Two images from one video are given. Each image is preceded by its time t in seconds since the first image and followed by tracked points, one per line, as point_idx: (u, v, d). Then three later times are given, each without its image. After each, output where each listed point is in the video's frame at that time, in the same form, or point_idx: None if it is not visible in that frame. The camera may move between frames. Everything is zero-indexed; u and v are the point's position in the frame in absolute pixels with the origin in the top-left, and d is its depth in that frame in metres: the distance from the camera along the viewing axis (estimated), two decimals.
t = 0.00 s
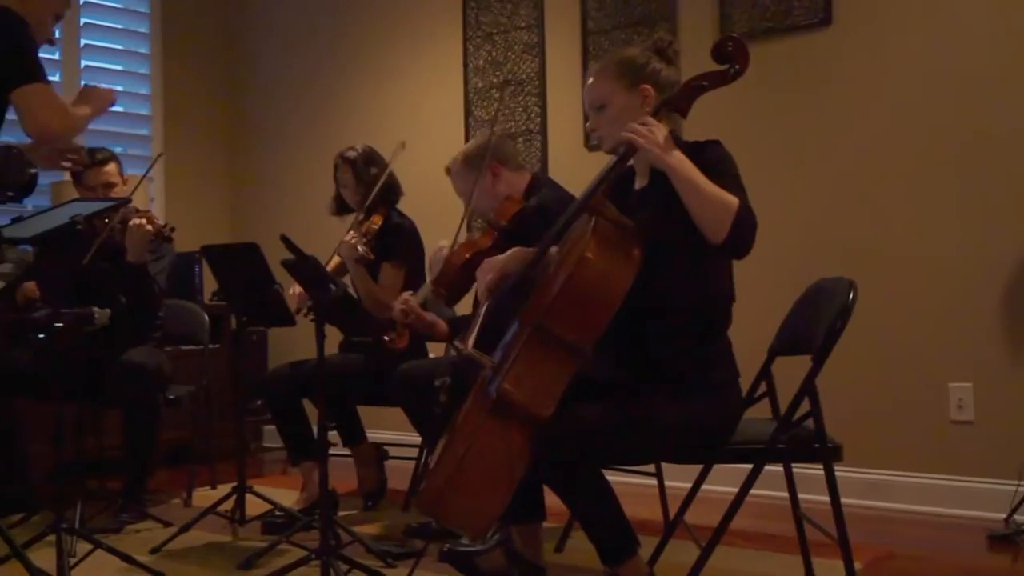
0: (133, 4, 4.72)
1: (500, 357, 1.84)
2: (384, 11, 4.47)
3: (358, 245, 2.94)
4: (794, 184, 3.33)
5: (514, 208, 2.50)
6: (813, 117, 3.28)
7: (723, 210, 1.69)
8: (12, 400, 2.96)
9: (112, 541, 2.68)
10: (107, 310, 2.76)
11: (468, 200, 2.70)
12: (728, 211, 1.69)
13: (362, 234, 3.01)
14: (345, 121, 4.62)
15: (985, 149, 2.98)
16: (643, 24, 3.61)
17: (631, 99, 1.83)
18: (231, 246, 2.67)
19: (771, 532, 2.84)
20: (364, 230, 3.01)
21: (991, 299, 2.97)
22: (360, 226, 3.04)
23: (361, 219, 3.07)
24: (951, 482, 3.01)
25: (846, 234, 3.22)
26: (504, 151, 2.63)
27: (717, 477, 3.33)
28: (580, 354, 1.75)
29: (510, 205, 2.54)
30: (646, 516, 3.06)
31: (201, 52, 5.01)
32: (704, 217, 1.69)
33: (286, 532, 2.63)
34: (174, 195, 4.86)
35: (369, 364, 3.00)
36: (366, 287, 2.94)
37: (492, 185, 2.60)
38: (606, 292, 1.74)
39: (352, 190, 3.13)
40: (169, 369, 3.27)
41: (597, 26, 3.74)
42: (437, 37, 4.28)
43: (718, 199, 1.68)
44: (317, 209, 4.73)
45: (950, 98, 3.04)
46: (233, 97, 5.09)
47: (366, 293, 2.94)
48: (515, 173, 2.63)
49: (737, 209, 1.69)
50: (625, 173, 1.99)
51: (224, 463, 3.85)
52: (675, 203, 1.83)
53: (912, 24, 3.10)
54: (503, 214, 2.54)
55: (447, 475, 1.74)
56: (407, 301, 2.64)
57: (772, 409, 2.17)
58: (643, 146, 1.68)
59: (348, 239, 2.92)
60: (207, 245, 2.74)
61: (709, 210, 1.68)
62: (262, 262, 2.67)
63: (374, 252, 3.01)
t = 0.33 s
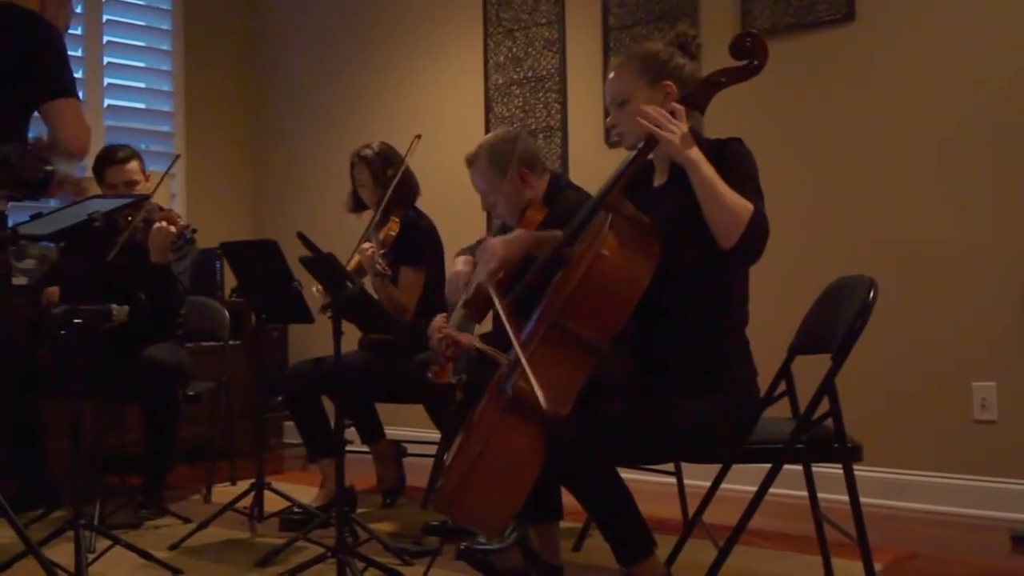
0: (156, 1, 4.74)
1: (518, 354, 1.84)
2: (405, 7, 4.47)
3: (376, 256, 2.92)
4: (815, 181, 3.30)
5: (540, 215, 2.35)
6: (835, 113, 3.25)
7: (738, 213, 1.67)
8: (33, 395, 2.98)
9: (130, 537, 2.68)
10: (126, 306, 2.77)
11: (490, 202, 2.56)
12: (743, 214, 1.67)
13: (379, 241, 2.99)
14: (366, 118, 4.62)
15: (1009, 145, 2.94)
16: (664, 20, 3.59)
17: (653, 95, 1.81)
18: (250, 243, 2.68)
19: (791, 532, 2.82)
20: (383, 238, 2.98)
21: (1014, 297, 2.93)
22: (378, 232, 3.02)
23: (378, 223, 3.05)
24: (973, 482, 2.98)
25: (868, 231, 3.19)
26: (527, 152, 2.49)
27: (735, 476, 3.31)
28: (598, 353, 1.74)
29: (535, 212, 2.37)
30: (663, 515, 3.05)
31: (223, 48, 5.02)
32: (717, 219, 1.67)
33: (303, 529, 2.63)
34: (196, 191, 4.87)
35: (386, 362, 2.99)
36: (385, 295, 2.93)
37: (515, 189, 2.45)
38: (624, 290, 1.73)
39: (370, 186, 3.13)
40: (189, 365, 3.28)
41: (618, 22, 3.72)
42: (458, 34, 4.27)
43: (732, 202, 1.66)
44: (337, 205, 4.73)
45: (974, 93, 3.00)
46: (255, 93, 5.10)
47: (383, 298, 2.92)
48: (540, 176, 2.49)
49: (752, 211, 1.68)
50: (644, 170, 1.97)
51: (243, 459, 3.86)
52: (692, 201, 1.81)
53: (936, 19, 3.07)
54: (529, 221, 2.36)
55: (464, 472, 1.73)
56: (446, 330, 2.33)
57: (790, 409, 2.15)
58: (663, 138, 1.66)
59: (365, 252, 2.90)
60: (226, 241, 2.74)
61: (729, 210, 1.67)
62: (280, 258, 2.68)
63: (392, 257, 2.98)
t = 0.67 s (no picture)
0: None
1: (533, 354, 1.82)
2: (425, 5, 4.47)
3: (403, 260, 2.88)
4: (836, 179, 3.27)
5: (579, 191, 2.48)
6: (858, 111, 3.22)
7: (757, 216, 1.65)
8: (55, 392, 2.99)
9: (148, 535, 2.69)
10: (145, 305, 2.77)
11: (535, 178, 2.65)
12: (762, 216, 1.66)
13: (405, 244, 2.93)
14: (386, 116, 4.63)
15: None
16: (685, 18, 3.57)
17: (671, 94, 1.79)
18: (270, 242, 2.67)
19: (811, 533, 2.80)
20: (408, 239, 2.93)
21: None
22: (402, 234, 2.98)
23: (400, 225, 3.04)
24: (996, 484, 2.94)
25: (890, 230, 3.16)
26: (581, 133, 2.59)
27: (756, 477, 3.29)
28: (615, 353, 1.73)
29: (572, 186, 2.52)
30: (682, 515, 3.03)
31: (246, 46, 5.03)
32: (735, 222, 1.66)
33: (321, 528, 2.63)
34: (220, 189, 4.89)
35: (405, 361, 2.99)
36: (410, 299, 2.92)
37: (563, 168, 2.56)
38: (641, 291, 1.71)
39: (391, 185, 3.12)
40: (209, 363, 3.28)
41: (639, 19, 3.70)
42: (478, 32, 4.26)
43: (750, 204, 1.65)
44: (358, 203, 4.73)
45: (999, 91, 2.96)
46: (277, 91, 5.11)
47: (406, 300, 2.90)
48: (585, 159, 2.60)
49: (771, 214, 1.66)
50: (663, 168, 1.96)
51: (263, 458, 3.87)
52: (710, 198, 1.80)
53: (960, 15, 3.02)
54: (567, 195, 2.51)
55: (478, 473, 1.72)
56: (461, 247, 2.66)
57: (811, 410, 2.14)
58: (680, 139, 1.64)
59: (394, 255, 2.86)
60: (246, 239, 2.74)
61: (746, 215, 1.65)
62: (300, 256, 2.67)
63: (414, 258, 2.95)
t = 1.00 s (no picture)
0: None
1: (552, 353, 1.81)
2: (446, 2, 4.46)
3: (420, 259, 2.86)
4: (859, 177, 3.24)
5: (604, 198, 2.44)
6: (881, 107, 3.19)
7: (778, 218, 1.64)
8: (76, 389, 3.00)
9: (167, 531, 2.69)
10: (165, 302, 2.78)
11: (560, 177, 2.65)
12: (784, 220, 1.64)
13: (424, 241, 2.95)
14: (407, 113, 4.62)
15: None
16: (706, 15, 3.55)
17: (689, 92, 1.78)
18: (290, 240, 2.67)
19: (830, 534, 2.77)
20: (429, 236, 2.97)
21: None
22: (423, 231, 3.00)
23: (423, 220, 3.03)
24: (1019, 485, 2.91)
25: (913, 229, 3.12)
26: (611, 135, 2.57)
27: (776, 476, 3.26)
28: (633, 354, 1.72)
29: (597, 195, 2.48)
30: (701, 515, 3.01)
31: (268, 44, 5.04)
32: (758, 225, 1.64)
33: (340, 525, 2.63)
34: (242, 187, 4.91)
35: (425, 358, 2.98)
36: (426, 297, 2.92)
37: (592, 169, 2.54)
38: (660, 290, 1.70)
39: (415, 179, 3.11)
40: (230, 359, 3.29)
41: (661, 16, 3.68)
42: (500, 28, 4.25)
43: (770, 206, 1.63)
44: (379, 200, 4.73)
45: None
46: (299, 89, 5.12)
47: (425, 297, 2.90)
48: (614, 163, 2.57)
49: (793, 217, 1.64)
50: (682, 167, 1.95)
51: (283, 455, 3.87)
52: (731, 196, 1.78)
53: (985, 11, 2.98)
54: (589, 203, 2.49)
55: (495, 474, 1.72)
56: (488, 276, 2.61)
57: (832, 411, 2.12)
58: (699, 147, 1.61)
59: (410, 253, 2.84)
60: (266, 237, 2.74)
61: (765, 221, 1.64)
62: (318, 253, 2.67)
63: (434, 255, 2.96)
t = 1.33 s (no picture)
0: None
1: (570, 353, 1.80)
2: None
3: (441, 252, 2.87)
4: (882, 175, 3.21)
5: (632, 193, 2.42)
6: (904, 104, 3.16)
7: (793, 214, 1.61)
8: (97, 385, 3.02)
9: (186, 529, 2.70)
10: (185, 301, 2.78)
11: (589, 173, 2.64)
12: (801, 216, 1.62)
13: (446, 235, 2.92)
14: (428, 111, 4.62)
15: None
16: (728, 11, 3.52)
17: (712, 90, 1.76)
18: (310, 237, 2.68)
19: (851, 535, 2.75)
20: (449, 230, 2.91)
21: None
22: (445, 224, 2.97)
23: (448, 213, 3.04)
24: None
25: (936, 227, 3.08)
26: (639, 129, 2.58)
27: (796, 476, 3.24)
28: (652, 353, 1.70)
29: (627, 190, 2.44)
30: (720, 515, 3.00)
31: (289, 42, 5.05)
32: (774, 221, 1.62)
33: (358, 523, 2.63)
34: (264, 182, 4.92)
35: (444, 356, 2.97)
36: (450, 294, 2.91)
37: (622, 162, 2.55)
38: (679, 288, 1.68)
39: (439, 176, 3.09)
40: (250, 357, 3.29)
41: (682, 12, 3.66)
42: (522, 24, 4.24)
43: (787, 200, 1.61)
44: (400, 197, 4.73)
45: None
46: (320, 87, 5.13)
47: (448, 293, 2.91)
48: (642, 157, 2.59)
49: (809, 212, 1.62)
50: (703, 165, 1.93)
51: (303, 452, 3.88)
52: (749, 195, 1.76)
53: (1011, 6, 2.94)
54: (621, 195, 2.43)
55: (511, 474, 1.70)
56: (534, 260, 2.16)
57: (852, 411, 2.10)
58: (720, 142, 1.60)
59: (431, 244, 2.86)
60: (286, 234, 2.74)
61: (782, 220, 1.62)
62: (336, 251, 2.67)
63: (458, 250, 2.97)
